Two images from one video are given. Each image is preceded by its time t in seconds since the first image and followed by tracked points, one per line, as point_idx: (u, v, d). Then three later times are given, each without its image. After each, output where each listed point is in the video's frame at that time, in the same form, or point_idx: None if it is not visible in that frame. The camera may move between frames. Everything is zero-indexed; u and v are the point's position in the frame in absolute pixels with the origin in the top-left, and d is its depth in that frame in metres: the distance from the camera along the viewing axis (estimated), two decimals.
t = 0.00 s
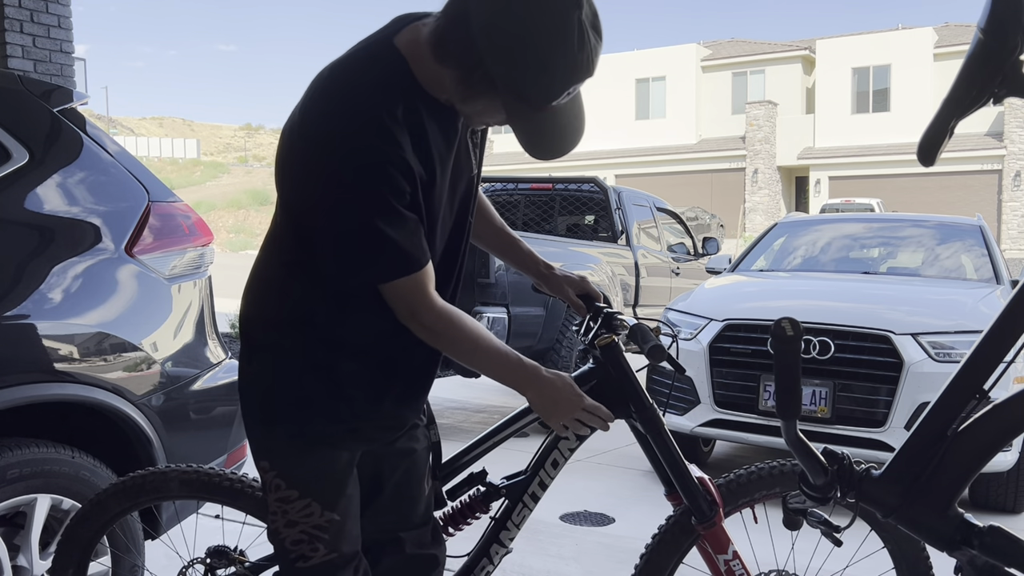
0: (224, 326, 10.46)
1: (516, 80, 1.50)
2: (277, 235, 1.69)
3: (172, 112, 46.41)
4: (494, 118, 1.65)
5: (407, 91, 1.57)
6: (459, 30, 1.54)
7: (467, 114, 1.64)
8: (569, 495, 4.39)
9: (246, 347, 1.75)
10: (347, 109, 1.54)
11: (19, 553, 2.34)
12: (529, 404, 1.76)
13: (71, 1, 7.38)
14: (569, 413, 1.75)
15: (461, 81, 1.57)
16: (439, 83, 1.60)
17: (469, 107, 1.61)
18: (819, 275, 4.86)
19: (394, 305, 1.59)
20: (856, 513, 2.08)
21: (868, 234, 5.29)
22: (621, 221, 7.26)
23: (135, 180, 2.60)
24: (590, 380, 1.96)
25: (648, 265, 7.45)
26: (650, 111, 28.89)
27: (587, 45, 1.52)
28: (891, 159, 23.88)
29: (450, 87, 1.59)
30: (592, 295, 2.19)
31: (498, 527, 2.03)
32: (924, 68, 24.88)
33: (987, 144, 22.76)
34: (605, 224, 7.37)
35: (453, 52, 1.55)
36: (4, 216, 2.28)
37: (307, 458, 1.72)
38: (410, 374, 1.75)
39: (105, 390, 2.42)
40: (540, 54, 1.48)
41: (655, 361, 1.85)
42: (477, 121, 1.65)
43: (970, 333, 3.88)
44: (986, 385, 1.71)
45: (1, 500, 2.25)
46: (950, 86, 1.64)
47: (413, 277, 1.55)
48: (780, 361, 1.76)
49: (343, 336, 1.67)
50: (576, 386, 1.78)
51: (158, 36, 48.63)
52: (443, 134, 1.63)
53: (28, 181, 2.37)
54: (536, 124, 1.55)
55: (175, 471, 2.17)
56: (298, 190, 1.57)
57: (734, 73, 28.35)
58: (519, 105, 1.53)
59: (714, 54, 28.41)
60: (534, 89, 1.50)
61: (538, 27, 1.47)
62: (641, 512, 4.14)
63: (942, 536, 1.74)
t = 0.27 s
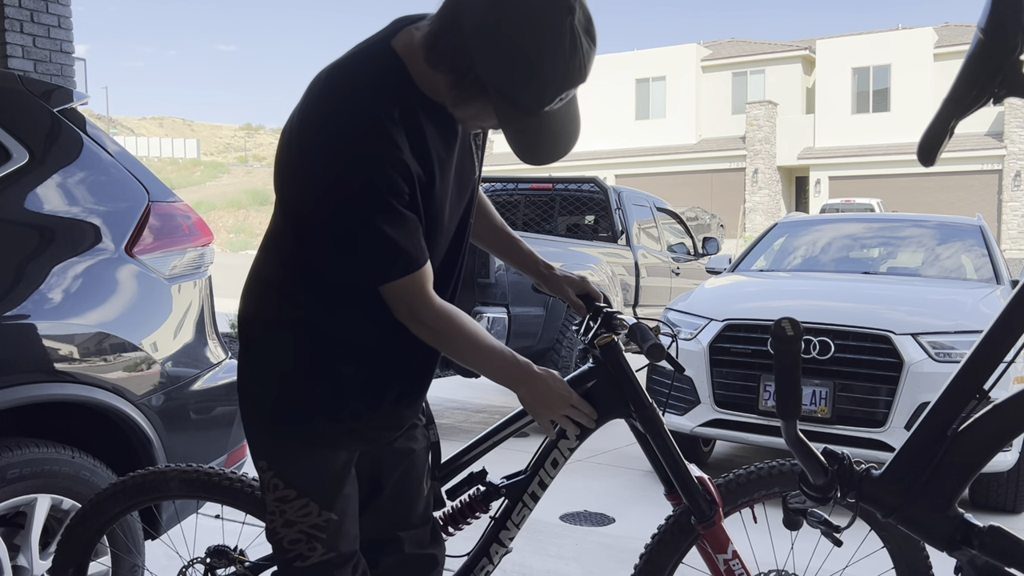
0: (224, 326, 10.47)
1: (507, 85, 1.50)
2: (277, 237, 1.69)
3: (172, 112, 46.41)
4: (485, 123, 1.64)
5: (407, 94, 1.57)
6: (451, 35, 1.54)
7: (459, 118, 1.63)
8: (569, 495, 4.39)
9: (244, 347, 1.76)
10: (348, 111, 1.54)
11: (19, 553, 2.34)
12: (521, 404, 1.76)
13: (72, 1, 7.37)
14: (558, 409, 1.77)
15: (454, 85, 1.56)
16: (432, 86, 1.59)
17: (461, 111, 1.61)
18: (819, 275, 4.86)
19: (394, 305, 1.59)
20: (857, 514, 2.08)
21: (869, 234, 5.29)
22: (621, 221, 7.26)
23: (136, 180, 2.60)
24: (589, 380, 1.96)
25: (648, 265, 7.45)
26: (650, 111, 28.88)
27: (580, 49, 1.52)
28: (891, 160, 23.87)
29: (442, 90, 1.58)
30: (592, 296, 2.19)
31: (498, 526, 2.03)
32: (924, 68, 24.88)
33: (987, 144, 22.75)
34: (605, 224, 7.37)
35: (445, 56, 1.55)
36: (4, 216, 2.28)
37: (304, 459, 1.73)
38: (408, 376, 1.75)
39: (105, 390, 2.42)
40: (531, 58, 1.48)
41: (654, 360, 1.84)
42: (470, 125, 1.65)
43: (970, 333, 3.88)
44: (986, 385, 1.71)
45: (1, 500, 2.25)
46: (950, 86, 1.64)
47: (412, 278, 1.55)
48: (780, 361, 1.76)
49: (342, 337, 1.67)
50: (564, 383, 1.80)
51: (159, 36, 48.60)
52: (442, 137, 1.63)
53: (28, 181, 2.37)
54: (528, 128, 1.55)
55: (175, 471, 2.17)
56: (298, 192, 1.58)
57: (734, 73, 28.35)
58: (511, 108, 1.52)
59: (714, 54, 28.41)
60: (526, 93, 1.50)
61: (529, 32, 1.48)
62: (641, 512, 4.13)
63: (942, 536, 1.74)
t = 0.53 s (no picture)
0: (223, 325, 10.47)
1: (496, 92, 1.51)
2: (275, 239, 1.69)
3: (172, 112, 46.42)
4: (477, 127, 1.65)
5: (404, 97, 1.57)
6: (443, 40, 1.55)
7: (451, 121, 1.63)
8: (569, 495, 4.39)
9: (244, 349, 1.75)
10: (346, 114, 1.54)
11: (19, 553, 2.34)
12: (540, 405, 1.76)
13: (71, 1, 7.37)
14: (581, 412, 1.76)
15: (445, 86, 1.57)
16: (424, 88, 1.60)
17: (453, 114, 1.61)
18: (819, 275, 4.86)
19: (403, 310, 1.59)
20: (857, 514, 2.07)
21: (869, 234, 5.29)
22: (621, 221, 7.26)
23: (136, 180, 2.59)
24: (590, 380, 1.96)
25: (648, 265, 7.45)
26: (650, 111, 28.88)
27: (570, 54, 1.52)
28: (891, 160, 23.87)
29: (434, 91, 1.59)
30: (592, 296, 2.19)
31: (498, 526, 2.03)
32: (924, 68, 24.88)
33: (987, 144, 22.75)
34: (605, 224, 7.36)
35: (436, 57, 1.57)
36: (4, 216, 2.28)
37: (305, 459, 1.72)
38: (408, 377, 1.75)
39: (105, 390, 2.41)
40: (520, 63, 1.49)
41: (655, 360, 1.84)
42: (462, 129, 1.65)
43: (970, 333, 3.88)
44: (986, 385, 1.71)
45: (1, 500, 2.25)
46: (950, 86, 1.64)
47: (418, 282, 1.55)
48: (781, 361, 1.76)
49: (342, 339, 1.67)
50: (587, 387, 1.79)
51: (158, 36, 48.60)
52: (441, 139, 1.63)
53: (28, 181, 2.37)
54: (516, 132, 1.55)
55: (175, 470, 2.17)
56: (297, 195, 1.57)
57: (734, 73, 28.34)
58: (499, 111, 1.53)
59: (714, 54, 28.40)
60: (513, 96, 1.50)
61: (519, 39, 1.48)
62: (641, 512, 4.13)
63: (942, 536, 1.74)
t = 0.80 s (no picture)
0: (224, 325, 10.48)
1: (495, 88, 1.51)
2: (277, 238, 1.69)
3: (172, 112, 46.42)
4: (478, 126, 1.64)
5: (409, 98, 1.57)
6: (444, 39, 1.55)
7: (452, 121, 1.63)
8: (569, 495, 4.39)
9: (247, 349, 1.75)
10: (351, 114, 1.54)
11: (19, 553, 2.33)
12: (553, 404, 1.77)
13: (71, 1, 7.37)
14: (594, 412, 1.77)
15: (445, 86, 1.57)
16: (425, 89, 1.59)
17: (454, 114, 1.61)
18: (819, 275, 4.86)
19: (416, 307, 1.59)
20: (857, 514, 2.07)
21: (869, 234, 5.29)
22: (621, 221, 7.26)
23: (136, 180, 2.59)
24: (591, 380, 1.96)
25: (648, 265, 7.45)
26: (650, 111, 28.88)
27: (569, 52, 1.52)
28: (891, 160, 23.86)
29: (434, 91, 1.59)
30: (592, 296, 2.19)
31: (498, 526, 2.03)
32: (924, 68, 24.87)
33: (987, 144, 22.74)
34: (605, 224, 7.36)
35: (435, 56, 1.56)
36: (4, 216, 2.28)
37: (306, 458, 1.72)
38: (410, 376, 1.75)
39: (105, 390, 2.41)
40: (519, 60, 1.49)
41: (655, 360, 1.84)
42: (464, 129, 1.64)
43: (970, 333, 3.88)
44: (986, 385, 1.71)
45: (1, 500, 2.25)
46: (950, 86, 1.64)
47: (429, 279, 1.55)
48: (781, 361, 1.76)
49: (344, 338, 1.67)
50: (599, 387, 1.80)
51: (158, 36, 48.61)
52: (445, 140, 1.63)
53: (28, 181, 2.37)
54: (516, 130, 1.55)
55: (175, 470, 2.17)
56: (301, 195, 1.57)
57: (734, 73, 28.34)
58: (499, 109, 1.53)
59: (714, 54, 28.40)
60: (512, 93, 1.50)
61: (519, 36, 1.48)
62: (641, 512, 4.13)
63: (942, 536, 1.74)
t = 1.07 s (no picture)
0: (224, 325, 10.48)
1: (499, 87, 1.51)
2: (277, 239, 1.69)
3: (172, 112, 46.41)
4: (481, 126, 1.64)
5: (411, 98, 1.57)
6: (445, 38, 1.55)
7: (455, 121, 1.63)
8: (569, 495, 4.39)
9: (247, 348, 1.74)
10: (353, 114, 1.54)
11: (19, 553, 2.34)
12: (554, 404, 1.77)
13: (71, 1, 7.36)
14: (594, 413, 1.77)
15: (447, 87, 1.57)
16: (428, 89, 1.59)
17: (457, 114, 1.60)
18: (819, 275, 4.86)
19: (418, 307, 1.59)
20: (857, 514, 2.07)
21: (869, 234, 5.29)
22: (621, 221, 7.26)
23: (136, 180, 2.59)
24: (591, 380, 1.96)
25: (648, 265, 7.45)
26: (650, 111, 28.88)
27: (570, 50, 1.51)
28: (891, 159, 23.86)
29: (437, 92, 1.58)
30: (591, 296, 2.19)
31: (497, 526, 2.03)
32: (924, 68, 24.87)
33: (987, 144, 22.74)
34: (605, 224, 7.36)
35: (437, 56, 1.56)
36: (4, 216, 2.28)
37: (305, 457, 1.72)
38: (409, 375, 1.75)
39: (105, 391, 2.41)
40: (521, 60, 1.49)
41: (655, 360, 1.84)
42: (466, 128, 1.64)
43: (970, 333, 3.88)
44: (986, 385, 1.71)
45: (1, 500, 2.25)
46: (950, 86, 1.64)
47: (430, 279, 1.55)
48: (780, 361, 1.76)
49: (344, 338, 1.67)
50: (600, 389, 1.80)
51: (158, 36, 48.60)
52: (446, 139, 1.63)
53: (27, 181, 2.37)
54: (520, 129, 1.55)
55: (175, 470, 2.17)
56: (302, 194, 1.58)
57: (734, 73, 28.34)
58: (502, 108, 1.53)
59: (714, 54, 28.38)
60: (515, 92, 1.51)
61: (521, 35, 1.49)
62: (641, 512, 4.13)
63: (942, 536, 1.74)
